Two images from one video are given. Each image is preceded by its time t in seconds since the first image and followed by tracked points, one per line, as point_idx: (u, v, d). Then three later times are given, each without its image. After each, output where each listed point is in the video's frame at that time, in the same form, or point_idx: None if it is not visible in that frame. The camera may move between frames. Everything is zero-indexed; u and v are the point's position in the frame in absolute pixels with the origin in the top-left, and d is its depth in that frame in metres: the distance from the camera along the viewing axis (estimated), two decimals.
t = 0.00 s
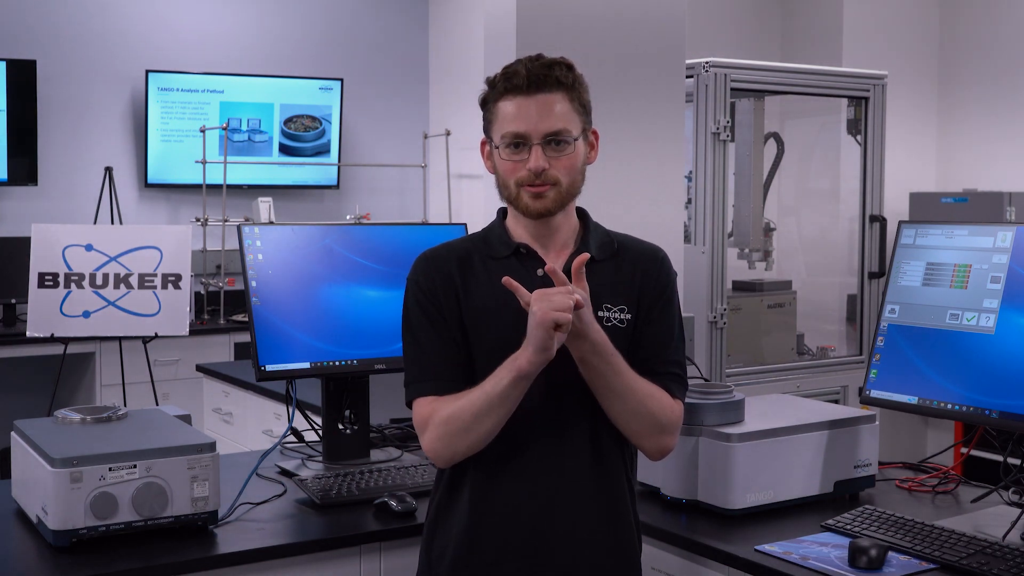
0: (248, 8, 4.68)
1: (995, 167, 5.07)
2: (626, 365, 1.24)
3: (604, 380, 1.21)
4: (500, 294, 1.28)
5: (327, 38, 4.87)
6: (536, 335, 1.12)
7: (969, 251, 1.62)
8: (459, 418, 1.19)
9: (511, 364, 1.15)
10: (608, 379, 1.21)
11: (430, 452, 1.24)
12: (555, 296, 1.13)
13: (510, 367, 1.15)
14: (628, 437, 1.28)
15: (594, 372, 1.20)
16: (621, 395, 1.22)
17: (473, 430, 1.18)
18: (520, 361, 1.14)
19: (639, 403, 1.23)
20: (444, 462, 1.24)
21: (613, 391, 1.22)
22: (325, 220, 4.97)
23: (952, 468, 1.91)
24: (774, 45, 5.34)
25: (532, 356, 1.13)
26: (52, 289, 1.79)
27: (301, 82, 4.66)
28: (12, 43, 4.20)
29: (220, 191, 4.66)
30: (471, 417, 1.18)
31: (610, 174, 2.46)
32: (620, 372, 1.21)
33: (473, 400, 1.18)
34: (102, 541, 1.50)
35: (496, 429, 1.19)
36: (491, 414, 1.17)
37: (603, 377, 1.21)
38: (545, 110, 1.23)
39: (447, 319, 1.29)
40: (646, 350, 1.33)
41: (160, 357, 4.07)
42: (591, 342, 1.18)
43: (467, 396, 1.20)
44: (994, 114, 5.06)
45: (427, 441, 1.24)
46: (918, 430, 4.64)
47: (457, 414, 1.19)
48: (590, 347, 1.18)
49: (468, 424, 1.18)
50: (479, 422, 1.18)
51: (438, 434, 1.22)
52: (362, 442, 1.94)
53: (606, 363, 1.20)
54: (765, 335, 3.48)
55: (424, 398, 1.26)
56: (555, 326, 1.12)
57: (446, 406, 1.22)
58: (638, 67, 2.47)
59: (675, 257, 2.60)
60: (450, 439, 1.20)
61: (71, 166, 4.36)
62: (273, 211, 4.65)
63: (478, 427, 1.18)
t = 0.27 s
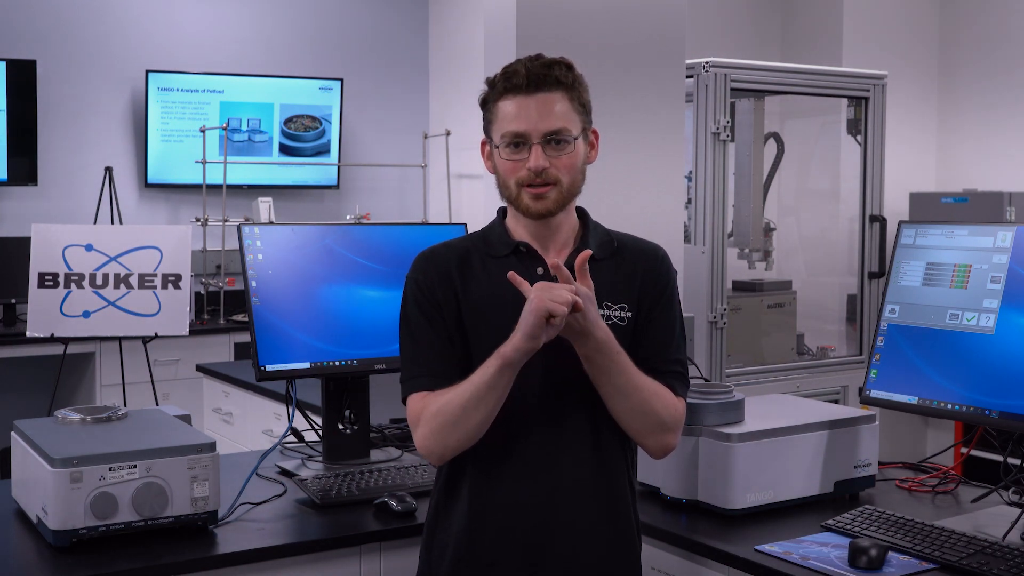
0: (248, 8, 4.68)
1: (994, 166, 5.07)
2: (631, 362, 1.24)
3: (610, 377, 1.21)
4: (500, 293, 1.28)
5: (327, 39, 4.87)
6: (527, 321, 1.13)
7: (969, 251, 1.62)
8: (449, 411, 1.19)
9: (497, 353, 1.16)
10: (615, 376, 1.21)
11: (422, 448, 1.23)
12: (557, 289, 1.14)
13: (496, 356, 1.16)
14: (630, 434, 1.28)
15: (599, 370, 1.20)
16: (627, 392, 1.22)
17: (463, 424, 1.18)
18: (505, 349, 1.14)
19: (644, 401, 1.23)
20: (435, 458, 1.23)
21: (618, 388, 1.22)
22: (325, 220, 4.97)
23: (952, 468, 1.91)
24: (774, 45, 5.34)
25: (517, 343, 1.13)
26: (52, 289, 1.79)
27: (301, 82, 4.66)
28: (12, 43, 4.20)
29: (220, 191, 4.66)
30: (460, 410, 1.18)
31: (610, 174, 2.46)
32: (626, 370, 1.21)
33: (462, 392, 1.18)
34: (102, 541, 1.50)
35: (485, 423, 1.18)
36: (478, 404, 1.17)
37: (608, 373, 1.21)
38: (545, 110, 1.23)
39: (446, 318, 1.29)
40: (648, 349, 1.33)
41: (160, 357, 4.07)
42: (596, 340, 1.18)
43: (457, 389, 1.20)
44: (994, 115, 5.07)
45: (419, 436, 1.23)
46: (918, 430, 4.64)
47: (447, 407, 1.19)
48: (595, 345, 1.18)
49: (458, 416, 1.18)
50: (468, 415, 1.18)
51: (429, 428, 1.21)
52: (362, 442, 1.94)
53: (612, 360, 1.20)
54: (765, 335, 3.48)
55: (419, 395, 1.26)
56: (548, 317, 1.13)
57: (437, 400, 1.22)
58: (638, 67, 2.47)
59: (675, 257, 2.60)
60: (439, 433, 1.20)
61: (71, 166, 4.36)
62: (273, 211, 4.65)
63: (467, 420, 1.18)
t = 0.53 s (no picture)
0: (248, 8, 4.68)
1: (994, 166, 5.08)
2: (628, 364, 1.24)
3: (605, 379, 1.21)
4: (500, 293, 1.28)
5: (327, 38, 4.87)
6: (534, 330, 1.11)
7: (969, 251, 1.62)
8: (458, 416, 1.19)
9: (508, 360, 1.15)
10: (610, 379, 1.21)
11: (428, 451, 1.23)
12: (557, 292, 1.13)
13: (507, 363, 1.15)
14: (629, 435, 1.28)
15: (597, 372, 1.20)
16: (624, 394, 1.22)
17: (472, 428, 1.18)
18: (516, 358, 1.14)
19: (641, 403, 1.23)
20: (443, 460, 1.23)
21: (615, 390, 1.22)
22: (325, 220, 4.97)
23: (952, 468, 1.91)
24: (774, 45, 5.34)
25: (528, 352, 1.12)
26: (52, 289, 1.79)
27: (301, 82, 4.66)
28: (12, 43, 4.20)
29: (220, 191, 4.66)
30: (470, 415, 1.18)
31: (610, 174, 2.46)
32: (623, 372, 1.22)
33: (472, 398, 1.18)
34: (102, 541, 1.50)
35: (495, 427, 1.19)
36: (489, 409, 1.17)
37: (604, 376, 1.21)
38: (545, 111, 1.23)
39: (447, 318, 1.29)
40: (647, 350, 1.33)
41: (160, 357, 4.07)
42: (592, 341, 1.18)
43: (466, 394, 1.20)
44: (993, 115, 5.07)
45: (426, 439, 1.23)
46: (918, 430, 4.64)
47: (456, 412, 1.19)
48: (590, 346, 1.18)
49: (467, 421, 1.18)
50: (478, 420, 1.18)
51: (437, 432, 1.21)
52: (362, 442, 1.94)
53: (608, 362, 1.20)
54: (765, 335, 3.48)
55: (423, 397, 1.26)
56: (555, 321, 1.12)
57: (445, 403, 1.22)
58: (638, 68, 2.47)
59: (675, 257, 2.59)
60: (448, 437, 1.20)
61: (71, 166, 4.36)
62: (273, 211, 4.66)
63: (477, 425, 1.18)
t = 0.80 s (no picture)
0: (248, 8, 4.68)
1: (994, 167, 5.08)
2: (628, 364, 1.24)
3: (605, 379, 1.21)
4: (500, 294, 1.28)
5: (327, 39, 4.87)
6: (539, 332, 1.12)
7: (969, 251, 1.62)
8: (460, 416, 1.19)
9: (515, 363, 1.15)
10: (611, 378, 1.21)
11: (429, 452, 1.23)
12: (560, 292, 1.13)
13: (514, 365, 1.15)
14: (629, 436, 1.28)
15: (597, 372, 1.20)
16: (624, 394, 1.22)
17: (475, 429, 1.18)
18: (524, 359, 1.14)
19: (642, 402, 1.23)
20: (444, 461, 1.23)
21: (615, 390, 1.22)
22: (325, 220, 4.97)
23: (952, 468, 1.91)
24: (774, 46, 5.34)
25: (535, 353, 1.13)
26: (52, 289, 1.79)
27: (301, 82, 4.66)
28: (12, 43, 4.20)
29: (220, 191, 4.67)
30: (473, 416, 1.18)
31: (610, 174, 2.46)
32: (623, 371, 1.22)
33: (475, 399, 1.18)
34: (102, 541, 1.50)
35: (497, 428, 1.18)
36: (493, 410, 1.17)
37: (605, 376, 1.21)
38: (545, 112, 1.23)
39: (447, 318, 1.29)
40: (647, 350, 1.33)
41: (160, 357, 4.06)
42: (593, 341, 1.18)
43: (469, 395, 1.19)
44: (993, 115, 5.07)
45: (427, 441, 1.23)
46: (918, 430, 4.64)
47: (459, 413, 1.19)
48: (591, 346, 1.18)
49: (470, 422, 1.18)
50: (481, 421, 1.17)
51: (439, 433, 1.21)
52: (362, 442, 1.94)
53: (609, 362, 1.20)
54: (765, 335, 3.48)
55: (423, 398, 1.26)
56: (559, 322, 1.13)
57: (447, 404, 1.22)
58: (638, 67, 2.47)
59: (676, 257, 2.59)
60: (451, 438, 1.20)
61: (71, 166, 4.36)
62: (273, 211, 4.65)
63: (480, 426, 1.18)
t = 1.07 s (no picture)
0: (248, 8, 4.68)
1: (994, 167, 5.08)
2: (627, 364, 1.24)
3: (605, 380, 1.21)
4: (500, 294, 1.28)
5: (327, 38, 4.87)
6: (543, 334, 1.12)
7: (969, 251, 1.62)
8: (467, 417, 1.19)
9: (521, 364, 1.15)
10: (610, 379, 1.21)
11: (435, 452, 1.23)
12: (558, 292, 1.13)
13: (521, 366, 1.15)
14: (628, 436, 1.28)
15: (596, 372, 1.20)
16: (623, 394, 1.22)
17: (480, 430, 1.18)
18: (531, 360, 1.14)
19: (641, 403, 1.23)
20: (449, 461, 1.23)
21: (614, 390, 1.22)
22: (325, 220, 4.97)
23: (952, 468, 1.91)
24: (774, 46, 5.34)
25: (542, 355, 1.13)
26: (52, 289, 1.79)
27: (301, 82, 4.66)
28: (12, 43, 4.20)
29: (220, 191, 4.67)
30: (479, 416, 1.18)
31: (610, 174, 2.46)
32: (622, 372, 1.22)
33: (481, 400, 1.18)
34: (102, 541, 1.50)
35: (503, 429, 1.19)
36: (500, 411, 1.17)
37: (603, 376, 1.21)
38: (547, 112, 1.23)
39: (447, 318, 1.29)
40: (647, 350, 1.33)
41: (160, 357, 4.06)
42: (591, 341, 1.18)
43: (474, 395, 1.19)
44: (993, 116, 5.07)
45: (432, 441, 1.23)
46: (918, 430, 4.64)
47: (464, 413, 1.19)
48: (590, 345, 1.18)
49: (476, 423, 1.18)
50: (488, 421, 1.18)
51: (445, 434, 1.21)
52: (362, 442, 1.94)
53: (607, 362, 1.20)
54: (765, 335, 3.48)
55: (426, 398, 1.26)
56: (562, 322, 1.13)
57: (452, 404, 1.22)
58: (638, 67, 2.47)
59: (676, 257, 2.59)
60: (456, 439, 1.20)
61: (71, 166, 4.36)
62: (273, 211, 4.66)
63: (486, 427, 1.18)
